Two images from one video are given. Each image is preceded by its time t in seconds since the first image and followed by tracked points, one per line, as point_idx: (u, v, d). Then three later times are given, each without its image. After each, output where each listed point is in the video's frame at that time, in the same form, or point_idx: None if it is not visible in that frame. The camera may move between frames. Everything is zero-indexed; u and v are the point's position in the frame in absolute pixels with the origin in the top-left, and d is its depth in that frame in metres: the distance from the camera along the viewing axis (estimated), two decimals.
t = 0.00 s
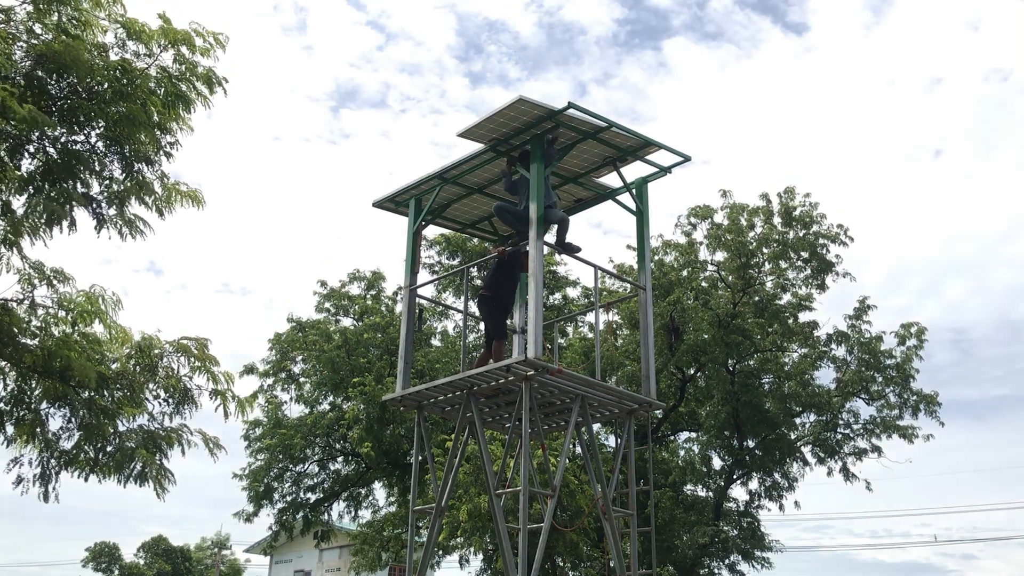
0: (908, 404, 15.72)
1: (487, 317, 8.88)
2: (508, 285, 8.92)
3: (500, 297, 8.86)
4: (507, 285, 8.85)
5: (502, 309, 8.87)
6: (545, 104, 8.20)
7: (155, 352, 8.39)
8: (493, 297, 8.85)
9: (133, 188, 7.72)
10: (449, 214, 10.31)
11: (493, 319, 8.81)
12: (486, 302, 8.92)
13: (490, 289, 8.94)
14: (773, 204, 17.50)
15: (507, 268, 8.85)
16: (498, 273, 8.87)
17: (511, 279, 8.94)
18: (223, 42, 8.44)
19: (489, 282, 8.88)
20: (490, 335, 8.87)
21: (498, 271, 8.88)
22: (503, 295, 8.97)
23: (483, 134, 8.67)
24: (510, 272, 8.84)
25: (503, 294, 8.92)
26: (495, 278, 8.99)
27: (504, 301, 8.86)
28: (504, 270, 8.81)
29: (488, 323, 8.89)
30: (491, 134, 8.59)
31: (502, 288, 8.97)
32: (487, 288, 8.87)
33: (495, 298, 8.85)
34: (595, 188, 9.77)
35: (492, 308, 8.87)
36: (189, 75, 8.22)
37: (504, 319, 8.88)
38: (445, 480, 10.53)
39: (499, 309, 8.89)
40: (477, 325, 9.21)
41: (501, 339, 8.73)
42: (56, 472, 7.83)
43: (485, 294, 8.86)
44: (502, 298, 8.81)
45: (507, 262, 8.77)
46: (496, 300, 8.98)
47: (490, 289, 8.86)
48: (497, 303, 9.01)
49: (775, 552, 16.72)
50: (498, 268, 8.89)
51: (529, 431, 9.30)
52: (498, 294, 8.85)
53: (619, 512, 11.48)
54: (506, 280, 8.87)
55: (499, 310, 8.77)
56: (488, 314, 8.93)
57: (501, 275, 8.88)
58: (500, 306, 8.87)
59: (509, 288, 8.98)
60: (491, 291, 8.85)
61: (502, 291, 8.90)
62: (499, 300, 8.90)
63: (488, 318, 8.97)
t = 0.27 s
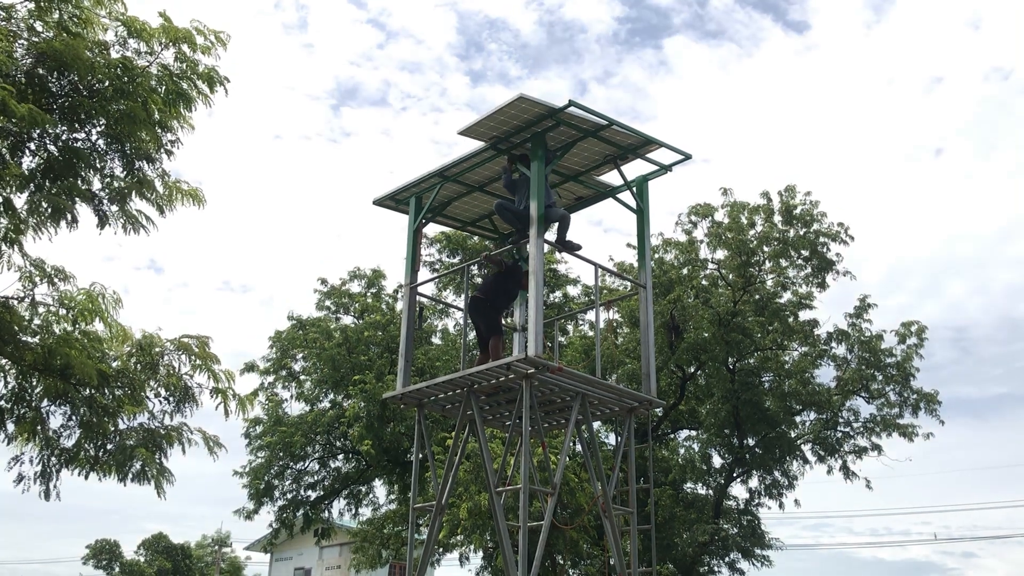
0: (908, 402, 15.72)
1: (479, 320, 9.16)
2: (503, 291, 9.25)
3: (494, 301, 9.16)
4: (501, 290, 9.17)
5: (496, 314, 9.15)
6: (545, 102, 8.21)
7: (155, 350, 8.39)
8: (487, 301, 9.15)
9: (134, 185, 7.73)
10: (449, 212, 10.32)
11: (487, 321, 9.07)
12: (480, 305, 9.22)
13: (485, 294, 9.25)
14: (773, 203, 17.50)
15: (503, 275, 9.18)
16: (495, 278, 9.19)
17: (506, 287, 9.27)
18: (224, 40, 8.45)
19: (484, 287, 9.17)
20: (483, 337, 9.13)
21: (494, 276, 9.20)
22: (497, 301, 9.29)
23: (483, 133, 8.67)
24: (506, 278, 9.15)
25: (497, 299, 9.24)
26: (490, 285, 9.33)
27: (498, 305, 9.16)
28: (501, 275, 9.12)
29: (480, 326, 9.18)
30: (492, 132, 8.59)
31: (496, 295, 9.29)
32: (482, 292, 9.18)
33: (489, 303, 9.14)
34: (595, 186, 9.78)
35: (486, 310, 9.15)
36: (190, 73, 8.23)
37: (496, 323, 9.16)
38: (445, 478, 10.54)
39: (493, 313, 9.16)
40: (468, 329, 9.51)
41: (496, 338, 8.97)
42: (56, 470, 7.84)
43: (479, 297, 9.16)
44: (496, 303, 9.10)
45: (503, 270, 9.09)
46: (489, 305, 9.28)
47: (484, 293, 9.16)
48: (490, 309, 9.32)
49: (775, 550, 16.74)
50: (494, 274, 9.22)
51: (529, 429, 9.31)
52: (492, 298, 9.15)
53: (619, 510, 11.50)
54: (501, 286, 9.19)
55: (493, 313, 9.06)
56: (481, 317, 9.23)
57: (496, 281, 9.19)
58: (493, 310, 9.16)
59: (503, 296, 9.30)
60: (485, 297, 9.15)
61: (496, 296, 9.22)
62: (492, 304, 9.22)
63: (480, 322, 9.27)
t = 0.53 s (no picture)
0: (907, 400, 15.72)
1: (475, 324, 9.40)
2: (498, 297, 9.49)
3: (489, 307, 9.41)
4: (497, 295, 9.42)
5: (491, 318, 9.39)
6: (545, 99, 8.20)
7: (155, 346, 8.37)
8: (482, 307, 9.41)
9: (133, 182, 7.73)
10: (448, 209, 10.31)
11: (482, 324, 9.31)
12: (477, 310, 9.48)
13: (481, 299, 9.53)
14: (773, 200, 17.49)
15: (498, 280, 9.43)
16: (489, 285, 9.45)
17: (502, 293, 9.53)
18: (223, 37, 8.44)
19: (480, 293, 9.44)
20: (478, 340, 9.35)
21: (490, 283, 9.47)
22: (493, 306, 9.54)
23: (483, 129, 8.66)
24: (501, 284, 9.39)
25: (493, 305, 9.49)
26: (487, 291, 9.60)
27: (493, 310, 9.39)
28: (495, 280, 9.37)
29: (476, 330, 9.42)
30: (491, 129, 8.58)
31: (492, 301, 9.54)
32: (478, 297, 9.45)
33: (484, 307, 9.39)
34: (595, 183, 9.77)
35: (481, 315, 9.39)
36: (189, 69, 8.22)
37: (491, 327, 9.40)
38: (445, 475, 10.55)
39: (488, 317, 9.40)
40: (466, 335, 9.76)
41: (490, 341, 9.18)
42: (55, 467, 7.85)
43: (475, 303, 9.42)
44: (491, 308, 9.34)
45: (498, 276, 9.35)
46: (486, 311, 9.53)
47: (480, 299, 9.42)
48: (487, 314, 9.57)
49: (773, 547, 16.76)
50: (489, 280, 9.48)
51: (528, 426, 9.32)
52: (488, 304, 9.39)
53: (618, 507, 11.51)
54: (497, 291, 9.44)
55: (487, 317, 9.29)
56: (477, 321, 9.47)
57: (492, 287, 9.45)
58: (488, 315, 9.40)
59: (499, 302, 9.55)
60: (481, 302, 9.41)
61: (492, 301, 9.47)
62: (488, 309, 9.47)
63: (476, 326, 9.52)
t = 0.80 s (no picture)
0: (904, 398, 15.73)
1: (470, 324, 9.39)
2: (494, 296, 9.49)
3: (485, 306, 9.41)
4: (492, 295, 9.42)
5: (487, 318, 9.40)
6: (542, 97, 8.20)
7: (151, 344, 8.38)
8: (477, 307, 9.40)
9: (129, 179, 7.72)
10: (445, 207, 10.31)
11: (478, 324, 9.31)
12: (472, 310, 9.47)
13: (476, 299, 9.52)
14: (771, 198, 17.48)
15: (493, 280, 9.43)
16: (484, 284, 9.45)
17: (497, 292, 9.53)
18: (219, 34, 8.44)
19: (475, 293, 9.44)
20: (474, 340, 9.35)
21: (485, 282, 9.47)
22: (488, 306, 9.54)
23: (479, 127, 8.66)
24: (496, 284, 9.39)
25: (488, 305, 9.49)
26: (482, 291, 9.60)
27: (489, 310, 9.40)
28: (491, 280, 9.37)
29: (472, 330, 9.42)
30: (488, 127, 8.58)
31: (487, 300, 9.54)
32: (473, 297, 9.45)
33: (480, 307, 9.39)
34: (592, 181, 9.77)
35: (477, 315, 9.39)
36: (185, 67, 8.21)
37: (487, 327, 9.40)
38: (442, 472, 10.55)
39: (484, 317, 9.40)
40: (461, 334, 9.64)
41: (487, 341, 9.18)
42: (52, 464, 7.85)
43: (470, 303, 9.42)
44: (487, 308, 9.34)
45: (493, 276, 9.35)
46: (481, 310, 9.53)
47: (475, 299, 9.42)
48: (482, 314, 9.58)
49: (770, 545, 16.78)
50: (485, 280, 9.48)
51: (525, 424, 9.32)
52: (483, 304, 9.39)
53: (615, 505, 11.51)
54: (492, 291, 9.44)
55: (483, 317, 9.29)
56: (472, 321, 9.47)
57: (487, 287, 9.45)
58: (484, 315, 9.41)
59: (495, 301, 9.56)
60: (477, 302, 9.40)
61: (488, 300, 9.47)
62: (483, 309, 9.47)
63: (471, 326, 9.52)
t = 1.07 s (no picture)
0: (906, 396, 15.71)
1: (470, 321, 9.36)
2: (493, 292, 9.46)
3: (484, 303, 9.38)
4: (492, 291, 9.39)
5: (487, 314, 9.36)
6: (541, 95, 8.20)
7: (151, 342, 8.36)
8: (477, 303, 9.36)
9: (128, 177, 7.71)
10: (446, 205, 10.30)
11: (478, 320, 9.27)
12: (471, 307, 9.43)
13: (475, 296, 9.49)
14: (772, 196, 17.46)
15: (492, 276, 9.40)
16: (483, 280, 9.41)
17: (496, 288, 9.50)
18: (218, 33, 8.44)
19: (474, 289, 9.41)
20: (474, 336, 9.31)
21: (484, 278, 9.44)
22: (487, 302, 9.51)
23: (479, 125, 8.66)
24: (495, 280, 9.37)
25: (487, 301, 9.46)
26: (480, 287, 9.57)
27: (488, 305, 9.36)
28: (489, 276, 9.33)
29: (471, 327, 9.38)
30: (488, 125, 8.57)
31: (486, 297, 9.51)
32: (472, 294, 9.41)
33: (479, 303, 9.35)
34: (592, 179, 9.76)
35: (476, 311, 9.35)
36: (184, 65, 8.21)
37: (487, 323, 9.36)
38: (442, 470, 10.54)
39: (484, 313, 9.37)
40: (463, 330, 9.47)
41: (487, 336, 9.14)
42: (52, 462, 7.86)
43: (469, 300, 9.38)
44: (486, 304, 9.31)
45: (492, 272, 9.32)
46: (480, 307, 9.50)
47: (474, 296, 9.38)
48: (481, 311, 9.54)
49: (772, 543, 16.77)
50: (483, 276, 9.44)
51: (526, 422, 9.31)
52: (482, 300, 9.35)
53: (616, 503, 11.50)
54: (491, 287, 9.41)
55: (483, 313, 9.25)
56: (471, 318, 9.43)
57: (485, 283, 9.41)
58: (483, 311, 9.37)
59: (494, 297, 9.53)
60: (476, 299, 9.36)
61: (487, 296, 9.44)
62: (482, 305, 9.43)
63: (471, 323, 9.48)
